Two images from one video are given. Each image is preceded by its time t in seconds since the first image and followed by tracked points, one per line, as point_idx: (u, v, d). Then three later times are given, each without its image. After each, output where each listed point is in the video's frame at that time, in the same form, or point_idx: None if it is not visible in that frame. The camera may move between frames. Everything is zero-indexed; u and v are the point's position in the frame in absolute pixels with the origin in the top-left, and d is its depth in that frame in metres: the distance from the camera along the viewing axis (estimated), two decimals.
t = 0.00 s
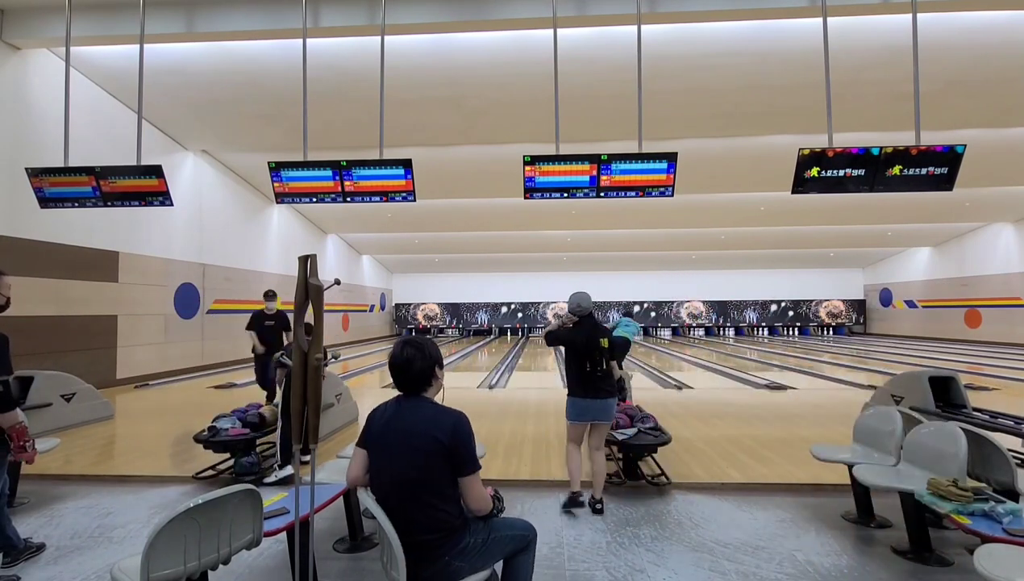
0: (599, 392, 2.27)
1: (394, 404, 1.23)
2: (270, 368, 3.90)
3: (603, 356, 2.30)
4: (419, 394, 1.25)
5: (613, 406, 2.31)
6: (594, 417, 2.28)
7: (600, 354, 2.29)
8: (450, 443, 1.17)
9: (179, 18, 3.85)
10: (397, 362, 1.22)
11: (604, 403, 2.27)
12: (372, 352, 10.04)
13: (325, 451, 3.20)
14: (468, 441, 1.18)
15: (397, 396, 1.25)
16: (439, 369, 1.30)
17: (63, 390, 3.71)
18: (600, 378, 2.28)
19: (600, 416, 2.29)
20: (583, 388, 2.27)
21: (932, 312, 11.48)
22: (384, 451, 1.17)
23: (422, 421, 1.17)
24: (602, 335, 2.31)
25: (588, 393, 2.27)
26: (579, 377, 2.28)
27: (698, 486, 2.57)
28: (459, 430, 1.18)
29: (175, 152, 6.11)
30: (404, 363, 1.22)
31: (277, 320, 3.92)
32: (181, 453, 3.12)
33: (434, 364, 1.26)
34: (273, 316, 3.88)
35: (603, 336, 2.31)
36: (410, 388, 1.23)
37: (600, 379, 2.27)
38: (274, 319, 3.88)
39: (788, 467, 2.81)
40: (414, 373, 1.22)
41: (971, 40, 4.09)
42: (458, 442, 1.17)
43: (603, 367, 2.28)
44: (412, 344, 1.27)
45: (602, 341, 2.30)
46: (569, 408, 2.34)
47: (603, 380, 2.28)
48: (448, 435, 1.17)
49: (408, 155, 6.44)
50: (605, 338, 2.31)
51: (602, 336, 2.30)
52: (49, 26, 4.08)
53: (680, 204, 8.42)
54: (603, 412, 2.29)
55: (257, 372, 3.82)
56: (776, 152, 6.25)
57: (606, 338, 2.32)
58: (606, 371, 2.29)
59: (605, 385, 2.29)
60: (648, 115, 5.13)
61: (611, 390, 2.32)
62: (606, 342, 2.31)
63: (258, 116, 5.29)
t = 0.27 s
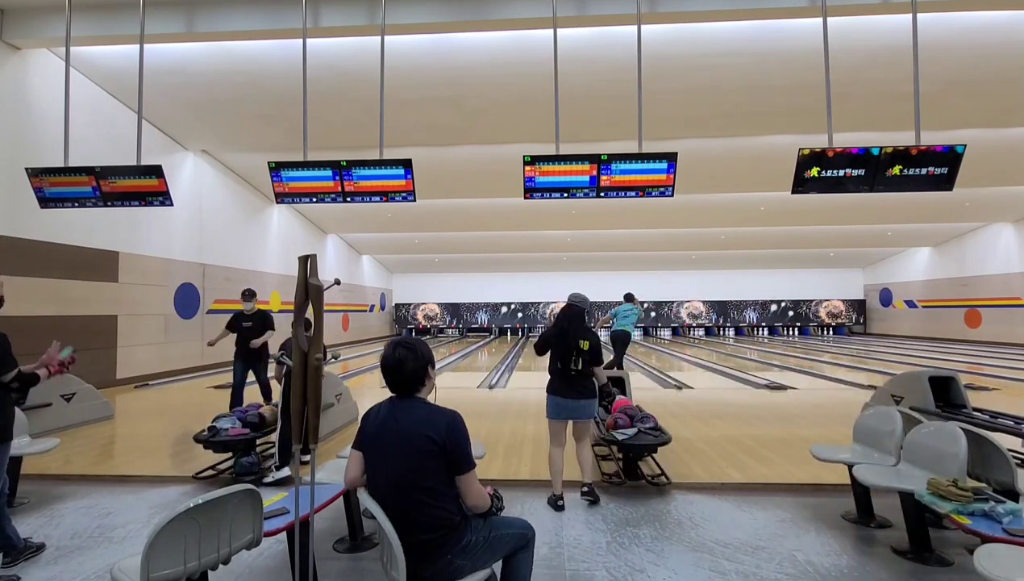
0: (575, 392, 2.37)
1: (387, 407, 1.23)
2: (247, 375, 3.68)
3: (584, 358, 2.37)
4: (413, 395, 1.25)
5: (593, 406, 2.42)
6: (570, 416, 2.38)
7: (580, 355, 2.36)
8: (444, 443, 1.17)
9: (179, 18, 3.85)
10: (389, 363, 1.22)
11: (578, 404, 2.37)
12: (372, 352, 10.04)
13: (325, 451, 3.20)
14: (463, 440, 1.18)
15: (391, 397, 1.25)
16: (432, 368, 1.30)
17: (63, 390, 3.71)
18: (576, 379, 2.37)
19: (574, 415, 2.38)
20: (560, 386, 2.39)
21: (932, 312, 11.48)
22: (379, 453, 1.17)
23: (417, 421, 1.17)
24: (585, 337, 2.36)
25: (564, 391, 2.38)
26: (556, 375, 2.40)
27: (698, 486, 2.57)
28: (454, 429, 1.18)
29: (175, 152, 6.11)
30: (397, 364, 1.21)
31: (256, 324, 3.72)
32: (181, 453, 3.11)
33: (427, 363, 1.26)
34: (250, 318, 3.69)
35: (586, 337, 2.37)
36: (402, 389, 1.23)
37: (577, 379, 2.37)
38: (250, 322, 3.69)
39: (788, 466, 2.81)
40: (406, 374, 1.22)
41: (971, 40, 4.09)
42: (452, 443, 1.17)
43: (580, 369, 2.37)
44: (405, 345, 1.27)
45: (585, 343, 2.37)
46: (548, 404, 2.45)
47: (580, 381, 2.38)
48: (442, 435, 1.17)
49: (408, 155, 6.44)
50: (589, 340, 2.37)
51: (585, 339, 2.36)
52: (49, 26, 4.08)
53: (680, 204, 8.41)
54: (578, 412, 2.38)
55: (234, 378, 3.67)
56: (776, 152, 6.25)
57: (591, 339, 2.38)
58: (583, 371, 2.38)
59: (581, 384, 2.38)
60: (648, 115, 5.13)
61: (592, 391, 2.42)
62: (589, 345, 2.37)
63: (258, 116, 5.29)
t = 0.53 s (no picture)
0: (565, 390, 2.40)
1: (390, 405, 1.23)
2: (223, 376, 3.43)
3: (580, 356, 2.40)
4: (415, 394, 1.25)
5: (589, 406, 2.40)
6: (560, 414, 2.41)
7: (577, 354, 2.41)
8: (446, 442, 1.17)
9: (179, 17, 3.85)
10: (392, 362, 1.22)
11: (566, 402, 2.38)
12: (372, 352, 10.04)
13: (326, 451, 3.21)
14: (464, 440, 1.18)
15: (393, 397, 1.25)
16: (435, 369, 1.30)
17: (63, 390, 3.71)
18: (570, 376, 2.40)
19: (565, 413, 2.41)
20: (554, 383, 2.44)
21: (932, 312, 11.48)
22: (381, 452, 1.18)
23: (418, 421, 1.17)
24: (587, 337, 2.41)
25: (556, 388, 2.42)
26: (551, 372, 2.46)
27: (698, 486, 2.57)
28: (456, 429, 1.18)
29: (175, 152, 6.11)
30: (400, 364, 1.21)
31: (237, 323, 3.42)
32: (181, 453, 3.11)
33: (429, 363, 1.26)
34: (229, 316, 3.40)
35: (588, 338, 2.41)
36: (405, 388, 1.23)
37: (570, 377, 2.40)
38: (230, 321, 3.39)
39: (788, 466, 2.81)
40: (409, 374, 1.22)
41: (970, 40, 4.09)
42: (454, 442, 1.17)
43: (575, 366, 2.40)
44: (408, 344, 1.27)
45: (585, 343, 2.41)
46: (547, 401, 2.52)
47: (573, 379, 2.39)
48: (444, 435, 1.17)
49: (408, 155, 6.44)
50: (588, 339, 2.41)
51: (585, 338, 2.41)
52: (49, 27, 4.08)
53: (680, 204, 8.41)
54: (567, 410, 2.39)
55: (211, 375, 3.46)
56: (776, 151, 6.25)
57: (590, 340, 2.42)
58: (577, 369, 2.40)
59: (575, 382, 2.40)
60: (648, 115, 5.13)
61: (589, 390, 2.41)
62: (588, 344, 2.41)
63: (258, 116, 5.29)
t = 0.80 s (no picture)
0: (571, 384, 2.51)
1: (393, 404, 1.23)
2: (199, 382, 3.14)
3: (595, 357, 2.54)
4: (417, 394, 1.25)
5: (590, 405, 2.47)
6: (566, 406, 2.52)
7: (593, 354, 2.55)
8: (447, 444, 1.17)
9: (179, 17, 3.85)
10: (395, 362, 1.22)
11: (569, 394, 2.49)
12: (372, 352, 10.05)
13: (326, 451, 3.21)
14: (466, 442, 1.18)
15: (395, 397, 1.25)
16: (437, 370, 1.31)
17: (63, 390, 3.70)
18: (581, 372, 2.51)
19: (570, 406, 2.50)
20: (563, 377, 2.57)
21: (932, 312, 11.48)
22: (382, 452, 1.17)
23: (419, 421, 1.17)
24: (604, 340, 2.55)
25: (562, 379, 2.56)
26: (563, 364, 2.62)
27: (698, 486, 2.57)
28: (457, 430, 1.19)
29: (175, 152, 6.11)
30: (403, 364, 1.22)
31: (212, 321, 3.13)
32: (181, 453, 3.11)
33: (432, 364, 1.27)
34: (203, 314, 3.10)
35: (605, 342, 2.56)
36: (408, 388, 1.24)
37: (581, 374, 2.51)
38: (203, 319, 3.10)
39: (788, 466, 2.81)
40: (412, 374, 1.22)
41: (970, 40, 4.09)
42: (456, 444, 1.17)
43: (588, 364, 2.53)
44: (412, 343, 1.27)
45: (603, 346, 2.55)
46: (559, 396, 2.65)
47: (582, 375, 2.50)
48: (446, 436, 1.17)
49: (408, 155, 6.44)
50: (606, 342, 2.55)
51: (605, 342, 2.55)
52: (49, 26, 4.08)
53: (680, 204, 8.42)
54: (571, 403, 2.49)
55: (183, 381, 3.16)
56: (776, 151, 6.24)
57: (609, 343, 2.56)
58: (588, 367, 2.52)
59: (583, 378, 2.49)
60: (649, 115, 5.13)
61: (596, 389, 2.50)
62: (605, 347, 2.55)
63: (257, 116, 5.29)
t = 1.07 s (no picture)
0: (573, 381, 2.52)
1: (393, 404, 1.23)
2: (167, 397, 2.81)
3: (596, 355, 2.54)
4: (417, 395, 1.25)
5: (591, 403, 2.48)
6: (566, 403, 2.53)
7: (595, 352, 2.56)
8: (447, 445, 1.17)
9: (179, 17, 3.85)
10: (395, 363, 1.22)
11: (570, 391, 2.50)
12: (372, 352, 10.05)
13: (326, 451, 3.21)
14: (465, 443, 1.18)
15: (395, 398, 1.25)
16: (437, 370, 1.31)
17: (63, 390, 3.70)
18: (582, 370, 2.53)
19: (570, 403, 2.51)
20: (565, 374, 2.58)
21: (932, 312, 11.48)
22: (381, 452, 1.18)
23: (419, 422, 1.17)
24: (607, 339, 2.56)
25: (564, 377, 2.58)
26: (566, 363, 2.64)
27: (698, 486, 2.57)
28: (457, 431, 1.19)
29: (175, 152, 6.11)
30: (403, 364, 1.21)
31: (182, 329, 2.82)
32: (181, 453, 3.11)
33: (432, 365, 1.27)
34: (173, 320, 2.80)
35: (609, 341, 2.56)
36: (408, 388, 1.24)
37: (582, 371, 2.52)
38: (173, 326, 2.79)
39: (788, 466, 2.81)
40: (412, 374, 1.22)
41: (970, 40, 4.09)
42: (456, 444, 1.17)
43: (589, 362, 2.54)
44: (413, 344, 1.27)
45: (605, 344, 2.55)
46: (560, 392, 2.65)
47: (582, 373, 2.51)
48: (445, 436, 1.18)
49: (408, 155, 6.44)
50: (608, 340, 2.56)
51: (608, 341, 2.56)
52: (49, 27, 4.08)
53: (680, 204, 8.42)
54: (572, 400, 2.50)
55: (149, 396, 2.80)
56: (776, 151, 6.24)
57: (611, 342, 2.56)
58: (589, 365, 2.53)
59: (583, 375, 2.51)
60: (649, 115, 5.13)
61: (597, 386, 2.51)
62: (607, 346, 2.55)
63: (257, 116, 5.29)
